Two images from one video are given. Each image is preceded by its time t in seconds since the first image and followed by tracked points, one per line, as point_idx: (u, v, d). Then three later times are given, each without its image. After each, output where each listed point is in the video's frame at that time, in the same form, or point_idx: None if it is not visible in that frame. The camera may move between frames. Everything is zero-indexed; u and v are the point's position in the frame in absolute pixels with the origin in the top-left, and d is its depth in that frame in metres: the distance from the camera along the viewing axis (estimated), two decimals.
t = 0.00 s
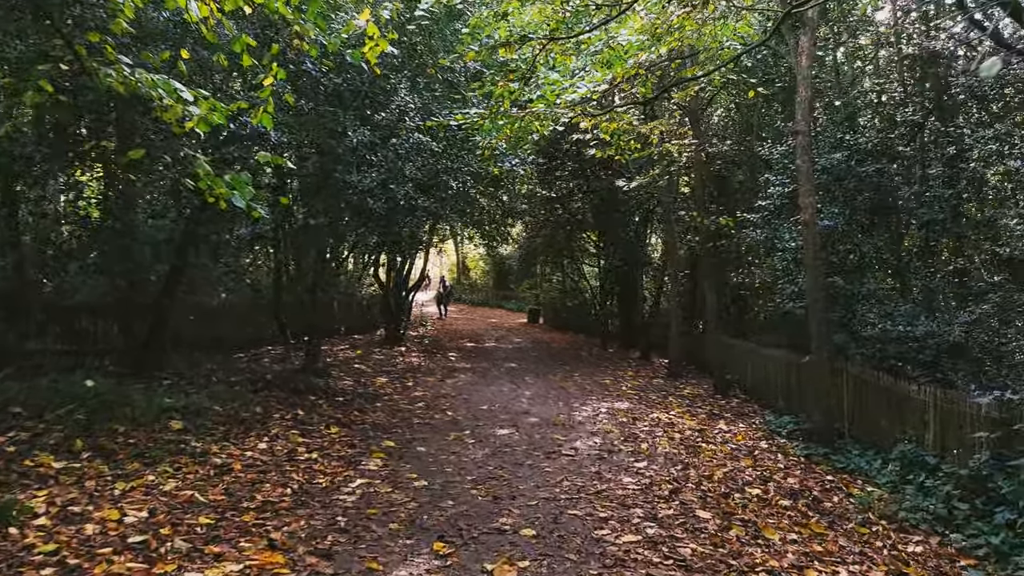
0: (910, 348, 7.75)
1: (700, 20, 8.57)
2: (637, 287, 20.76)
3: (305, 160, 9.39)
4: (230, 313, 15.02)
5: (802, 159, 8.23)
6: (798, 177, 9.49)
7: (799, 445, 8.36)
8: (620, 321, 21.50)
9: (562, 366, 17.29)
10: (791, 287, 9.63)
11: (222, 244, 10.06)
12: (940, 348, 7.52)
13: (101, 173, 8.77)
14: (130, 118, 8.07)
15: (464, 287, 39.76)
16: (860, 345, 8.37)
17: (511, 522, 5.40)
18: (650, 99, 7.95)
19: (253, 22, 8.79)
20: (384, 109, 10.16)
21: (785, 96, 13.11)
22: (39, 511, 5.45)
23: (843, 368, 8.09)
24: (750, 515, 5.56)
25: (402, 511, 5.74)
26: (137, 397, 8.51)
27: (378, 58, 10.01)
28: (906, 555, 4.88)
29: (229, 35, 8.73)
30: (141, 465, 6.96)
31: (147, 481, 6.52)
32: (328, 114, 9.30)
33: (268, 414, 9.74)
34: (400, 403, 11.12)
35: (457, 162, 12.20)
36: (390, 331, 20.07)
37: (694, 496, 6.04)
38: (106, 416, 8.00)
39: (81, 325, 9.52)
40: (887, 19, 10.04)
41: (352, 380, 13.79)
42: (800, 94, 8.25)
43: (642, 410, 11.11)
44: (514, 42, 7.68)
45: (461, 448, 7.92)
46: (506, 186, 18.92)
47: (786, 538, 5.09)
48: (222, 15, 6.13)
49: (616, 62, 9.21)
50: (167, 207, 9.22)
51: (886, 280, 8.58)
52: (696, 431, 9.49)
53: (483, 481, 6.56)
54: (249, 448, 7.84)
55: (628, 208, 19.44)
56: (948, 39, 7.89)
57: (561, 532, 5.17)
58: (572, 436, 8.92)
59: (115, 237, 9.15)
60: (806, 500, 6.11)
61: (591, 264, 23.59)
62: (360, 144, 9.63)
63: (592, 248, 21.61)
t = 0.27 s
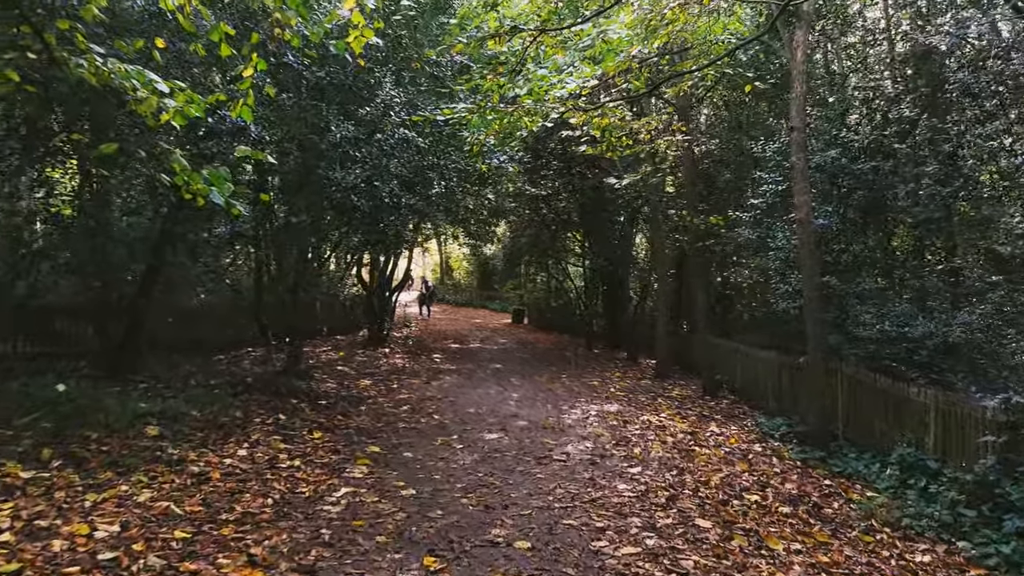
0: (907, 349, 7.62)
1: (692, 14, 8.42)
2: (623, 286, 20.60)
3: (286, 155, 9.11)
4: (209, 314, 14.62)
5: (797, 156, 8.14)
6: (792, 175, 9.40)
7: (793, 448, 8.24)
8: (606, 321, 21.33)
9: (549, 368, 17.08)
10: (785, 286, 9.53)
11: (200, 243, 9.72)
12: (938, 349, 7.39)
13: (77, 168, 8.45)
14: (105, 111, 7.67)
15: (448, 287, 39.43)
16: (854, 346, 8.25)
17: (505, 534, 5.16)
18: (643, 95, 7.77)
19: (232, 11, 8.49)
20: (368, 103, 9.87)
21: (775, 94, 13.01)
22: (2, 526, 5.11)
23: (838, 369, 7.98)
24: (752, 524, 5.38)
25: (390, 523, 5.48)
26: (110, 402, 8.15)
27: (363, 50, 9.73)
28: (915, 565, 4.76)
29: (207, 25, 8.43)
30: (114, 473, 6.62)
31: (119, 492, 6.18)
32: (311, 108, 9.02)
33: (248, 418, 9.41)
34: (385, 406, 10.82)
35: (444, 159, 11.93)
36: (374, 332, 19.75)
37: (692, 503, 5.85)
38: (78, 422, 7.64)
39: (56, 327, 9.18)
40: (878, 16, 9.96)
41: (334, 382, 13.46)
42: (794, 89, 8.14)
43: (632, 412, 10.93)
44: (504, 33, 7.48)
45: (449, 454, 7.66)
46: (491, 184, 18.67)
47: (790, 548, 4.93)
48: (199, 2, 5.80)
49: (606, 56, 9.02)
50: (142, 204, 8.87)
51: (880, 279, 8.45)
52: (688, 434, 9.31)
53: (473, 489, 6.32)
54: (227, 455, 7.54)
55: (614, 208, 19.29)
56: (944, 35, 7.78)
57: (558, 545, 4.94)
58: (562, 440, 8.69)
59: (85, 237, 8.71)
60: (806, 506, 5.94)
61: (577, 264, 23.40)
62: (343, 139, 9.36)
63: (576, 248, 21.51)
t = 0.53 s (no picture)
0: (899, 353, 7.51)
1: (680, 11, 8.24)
2: (604, 288, 20.43)
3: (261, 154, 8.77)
4: (182, 318, 14.17)
5: (787, 157, 8.00)
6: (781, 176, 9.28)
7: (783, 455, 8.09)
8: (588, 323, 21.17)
9: (531, 371, 16.85)
10: (774, 289, 9.40)
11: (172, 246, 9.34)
12: (930, 354, 7.28)
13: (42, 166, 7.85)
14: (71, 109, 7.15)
15: (426, 289, 39.04)
16: (845, 350, 8.13)
17: (493, 554, 4.92)
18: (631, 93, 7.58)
19: (205, 3, 8.12)
20: (347, 101, 9.52)
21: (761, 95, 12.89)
22: None
23: (828, 374, 7.85)
24: (749, 538, 5.21)
25: (371, 543, 5.20)
26: (76, 413, 7.76)
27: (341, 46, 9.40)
28: None
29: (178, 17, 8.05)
30: (77, 490, 6.24)
31: (82, 511, 5.80)
32: (288, 105, 8.68)
33: (222, 428, 9.05)
34: (364, 414, 10.50)
35: (426, 159, 11.63)
36: (352, 335, 19.36)
37: (686, 517, 5.65)
38: (42, 434, 7.25)
39: (22, 331, 8.97)
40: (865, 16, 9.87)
41: (312, 388, 13.09)
42: (784, 88, 8.00)
43: (618, 417, 10.73)
44: (489, 28, 7.25)
45: (431, 465, 7.38)
46: (472, 185, 18.40)
47: (791, 565, 4.77)
48: None
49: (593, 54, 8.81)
50: (110, 205, 8.47)
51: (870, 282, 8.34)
52: (676, 441, 9.14)
53: (457, 504, 6.05)
54: (199, 469, 7.16)
55: (596, 209, 19.12)
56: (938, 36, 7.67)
57: (549, 565, 4.70)
58: (548, 448, 8.47)
59: (51, 240, 8.24)
60: (802, 517, 5.77)
61: (558, 265, 23.21)
62: (321, 138, 9.04)
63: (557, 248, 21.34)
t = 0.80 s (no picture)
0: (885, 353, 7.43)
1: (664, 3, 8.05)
2: (582, 288, 20.27)
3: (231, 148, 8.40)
4: (147, 319, 13.67)
5: (772, 153, 7.88)
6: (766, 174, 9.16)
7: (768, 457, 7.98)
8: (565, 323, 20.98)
9: (509, 372, 16.62)
10: (757, 288, 9.29)
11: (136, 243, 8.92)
12: (917, 353, 7.21)
13: None
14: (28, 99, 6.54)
15: (400, 288, 38.55)
16: (830, 350, 8.03)
17: (477, 568, 4.67)
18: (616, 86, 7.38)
19: None
20: (320, 93, 9.16)
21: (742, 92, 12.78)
22: None
23: (814, 374, 7.74)
24: (741, 547, 5.04)
25: (347, 557, 4.91)
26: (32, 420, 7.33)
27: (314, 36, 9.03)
28: None
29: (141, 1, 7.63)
30: (32, 502, 5.83)
31: (36, 526, 5.36)
32: (258, 99, 8.32)
33: (189, 434, 8.67)
34: (338, 417, 10.17)
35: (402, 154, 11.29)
36: (325, 336, 18.92)
37: (675, 525, 5.46)
38: None
39: None
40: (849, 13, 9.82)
41: (284, 391, 12.70)
42: (769, 83, 7.88)
43: (599, 419, 10.54)
44: (468, 17, 6.95)
45: (409, 471, 7.10)
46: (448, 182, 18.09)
47: None
48: None
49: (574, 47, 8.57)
50: (70, 201, 8.05)
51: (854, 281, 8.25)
52: (658, 443, 8.98)
53: (437, 513, 5.78)
54: (164, 477, 6.78)
55: (573, 207, 18.93)
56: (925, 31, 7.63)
57: None
58: (529, 452, 8.23)
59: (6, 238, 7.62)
60: (793, 524, 5.63)
61: (534, 264, 23.00)
62: (293, 132, 8.69)
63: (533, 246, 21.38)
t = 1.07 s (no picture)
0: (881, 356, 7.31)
1: None
2: (566, 288, 20.07)
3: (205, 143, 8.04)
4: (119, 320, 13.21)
5: (764, 150, 7.72)
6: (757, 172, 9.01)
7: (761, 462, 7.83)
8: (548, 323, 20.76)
9: (492, 374, 16.35)
10: (747, 288, 9.14)
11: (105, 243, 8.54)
12: (915, 355, 7.08)
13: None
14: None
15: (381, 289, 38.13)
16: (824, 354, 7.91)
17: None
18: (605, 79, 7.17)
19: None
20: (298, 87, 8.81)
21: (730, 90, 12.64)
22: None
23: (807, 377, 7.61)
24: (740, 561, 4.85)
25: None
26: None
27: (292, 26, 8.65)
28: None
29: None
30: None
31: None
32: (233, 92, 7.97)
33: (160, 441, 8.29)
34: (317, 422, 9.84)
35: (384, 151, 10.93)
36: (303, 338, 18.51)
37: (671, 537, 5.25)
38: None
39: None
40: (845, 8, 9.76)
41: (261, 395, 12.32)
42: (761, 79, 7.72)
43: (586, 423, 10.32)
44: (452, 8, 6.67)
45: (392, 480, 6.80)
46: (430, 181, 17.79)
47: None
48: None
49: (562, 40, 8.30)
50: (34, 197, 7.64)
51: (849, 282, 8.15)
52: (647, 448, 8.78)
53: (421, 526, 5.50)
54: (132, 489, 6.38)
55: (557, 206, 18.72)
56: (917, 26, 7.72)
57: None
58: (516, 459, 7.97)
59: None
60: (792, 534, 5.45)
61: (517, 265, 22.75)
62: (270, 126, 8.44)
63: (516, 248, 21.37)
